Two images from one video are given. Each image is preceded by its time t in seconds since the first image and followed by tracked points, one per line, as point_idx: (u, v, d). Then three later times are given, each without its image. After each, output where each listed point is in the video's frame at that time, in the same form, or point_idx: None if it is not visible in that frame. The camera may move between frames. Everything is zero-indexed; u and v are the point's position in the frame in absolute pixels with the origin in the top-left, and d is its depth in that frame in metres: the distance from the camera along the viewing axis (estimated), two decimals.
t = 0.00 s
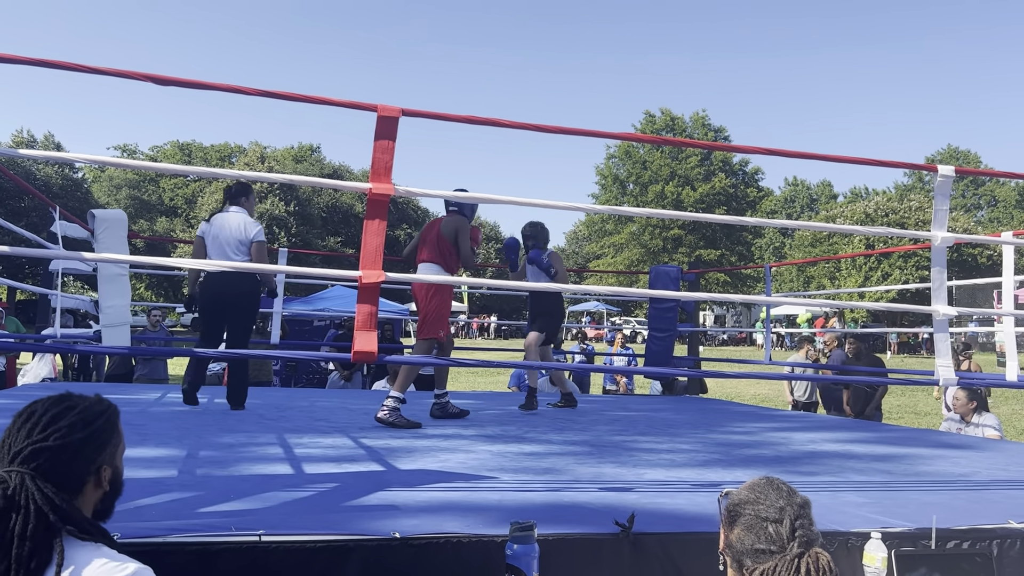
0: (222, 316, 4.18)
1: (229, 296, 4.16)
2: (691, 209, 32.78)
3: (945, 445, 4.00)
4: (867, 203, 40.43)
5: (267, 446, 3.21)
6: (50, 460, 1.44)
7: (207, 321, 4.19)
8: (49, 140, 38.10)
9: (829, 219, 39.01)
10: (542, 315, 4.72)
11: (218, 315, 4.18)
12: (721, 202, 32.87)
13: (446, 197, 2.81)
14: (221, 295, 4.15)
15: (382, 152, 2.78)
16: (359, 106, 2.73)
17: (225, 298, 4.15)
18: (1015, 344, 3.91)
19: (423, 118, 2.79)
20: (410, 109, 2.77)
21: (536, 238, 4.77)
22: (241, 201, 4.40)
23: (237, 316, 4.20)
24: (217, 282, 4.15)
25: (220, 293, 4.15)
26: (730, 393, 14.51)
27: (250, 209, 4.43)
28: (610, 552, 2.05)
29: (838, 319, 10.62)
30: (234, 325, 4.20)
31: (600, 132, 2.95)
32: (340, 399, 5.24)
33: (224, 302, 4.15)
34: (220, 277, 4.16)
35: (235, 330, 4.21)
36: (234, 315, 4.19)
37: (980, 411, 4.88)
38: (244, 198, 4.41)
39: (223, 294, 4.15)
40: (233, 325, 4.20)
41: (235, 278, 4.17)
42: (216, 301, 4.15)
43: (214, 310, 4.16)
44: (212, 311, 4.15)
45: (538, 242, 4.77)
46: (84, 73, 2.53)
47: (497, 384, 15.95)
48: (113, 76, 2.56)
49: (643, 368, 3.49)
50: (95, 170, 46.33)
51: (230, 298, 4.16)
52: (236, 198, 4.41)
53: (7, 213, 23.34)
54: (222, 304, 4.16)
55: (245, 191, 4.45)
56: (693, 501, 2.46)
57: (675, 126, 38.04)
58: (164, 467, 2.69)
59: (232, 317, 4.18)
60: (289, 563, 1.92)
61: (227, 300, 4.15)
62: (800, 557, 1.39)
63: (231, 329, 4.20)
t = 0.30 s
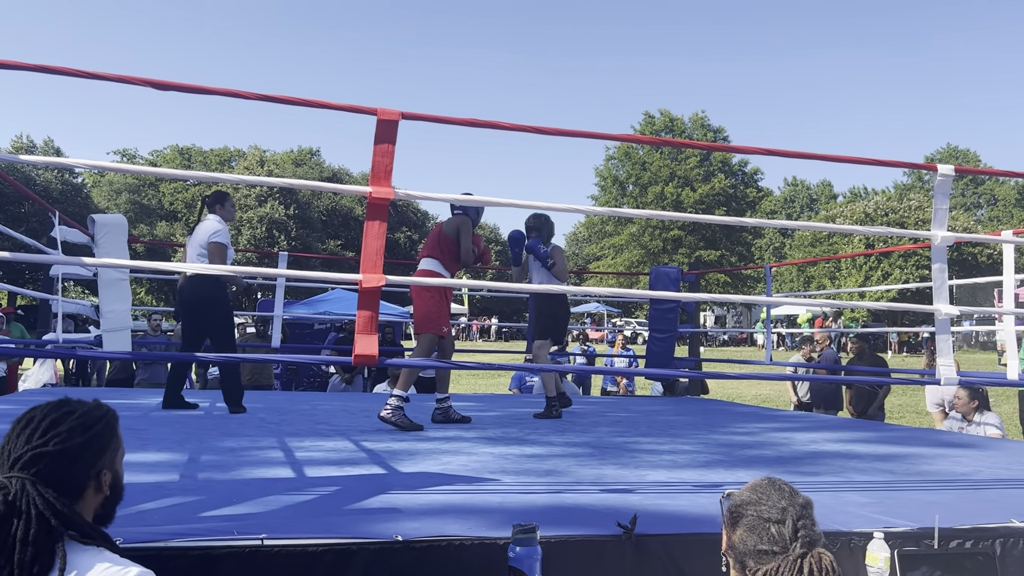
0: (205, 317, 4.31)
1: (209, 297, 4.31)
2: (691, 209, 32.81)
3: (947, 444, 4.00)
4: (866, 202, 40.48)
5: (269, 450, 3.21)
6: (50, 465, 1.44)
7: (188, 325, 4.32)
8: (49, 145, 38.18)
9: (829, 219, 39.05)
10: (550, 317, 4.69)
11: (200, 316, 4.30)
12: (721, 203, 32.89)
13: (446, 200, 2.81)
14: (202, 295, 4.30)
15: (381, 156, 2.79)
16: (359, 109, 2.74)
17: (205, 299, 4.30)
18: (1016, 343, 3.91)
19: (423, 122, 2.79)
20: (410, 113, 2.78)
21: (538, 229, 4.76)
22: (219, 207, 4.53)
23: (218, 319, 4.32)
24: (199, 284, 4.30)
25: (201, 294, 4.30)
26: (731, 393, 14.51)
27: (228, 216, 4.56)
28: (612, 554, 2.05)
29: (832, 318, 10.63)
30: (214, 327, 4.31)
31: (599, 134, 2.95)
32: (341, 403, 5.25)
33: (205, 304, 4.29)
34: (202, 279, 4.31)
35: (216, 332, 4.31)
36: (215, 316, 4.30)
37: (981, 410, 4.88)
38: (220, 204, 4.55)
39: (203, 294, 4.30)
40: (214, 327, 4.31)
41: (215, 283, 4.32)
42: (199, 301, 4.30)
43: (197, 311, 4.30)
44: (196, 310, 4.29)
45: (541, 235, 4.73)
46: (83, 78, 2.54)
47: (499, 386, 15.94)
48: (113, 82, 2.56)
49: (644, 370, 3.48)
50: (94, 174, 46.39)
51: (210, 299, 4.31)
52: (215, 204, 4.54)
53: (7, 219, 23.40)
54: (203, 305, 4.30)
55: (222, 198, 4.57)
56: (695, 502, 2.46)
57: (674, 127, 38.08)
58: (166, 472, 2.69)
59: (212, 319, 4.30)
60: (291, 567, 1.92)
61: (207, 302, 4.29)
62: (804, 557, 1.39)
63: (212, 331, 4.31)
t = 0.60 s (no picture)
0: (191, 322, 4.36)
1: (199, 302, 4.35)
2: (692, 211, 32.80)
3: (952, 444, 3.99)
4: (868, 203, 40.45)
5: (273, 454, 3.21)
6: (54, 471, 1.44)
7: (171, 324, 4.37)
8: (51, 151, 38.28)
9: (830, 219, 39.02)
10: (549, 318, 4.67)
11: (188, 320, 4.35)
12: (722, 204, 32.81)
13: (449, 203, 2.81)
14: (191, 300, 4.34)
15: (384, 160, 2.79)
16: (361, 113, 2.74)
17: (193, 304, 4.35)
18: (1018, 342, 3.90)
19: (425, 125, 2.80)
20: (412, 117, 2.78)
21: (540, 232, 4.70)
22: (214, 210, 4.56)
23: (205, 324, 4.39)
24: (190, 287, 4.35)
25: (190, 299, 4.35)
26: (734, 395, 14.49)
27: (223, 218, 4.59)
28: (617, 557, 2.05)
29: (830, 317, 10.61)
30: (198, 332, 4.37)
31: (600, 136, 2.95)
32: (345, 406, 5.25)
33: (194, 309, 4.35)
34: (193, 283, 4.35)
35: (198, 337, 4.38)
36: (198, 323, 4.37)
37: (986, 410, 4.87)
38: (216, 207, 4.59)
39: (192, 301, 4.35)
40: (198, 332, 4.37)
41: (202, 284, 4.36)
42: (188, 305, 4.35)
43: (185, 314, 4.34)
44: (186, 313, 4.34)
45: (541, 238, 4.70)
46: (85, 84, 2.55)
47: (502, 389, 15.91)
48: (115, 87, 2.57)
49: (647, 372, 3.48)
50: (96, 179, 46.45)
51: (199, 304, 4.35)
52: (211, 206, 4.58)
53: (9, 224, 23.45)
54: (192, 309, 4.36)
55: (218, 200, 4.59)
56: (700, 503, 2.46)
57: (675, 128, 38.08)
58: (170, 477, 2.70)
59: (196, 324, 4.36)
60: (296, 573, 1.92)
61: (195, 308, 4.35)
62: (809, 558, 1.39)
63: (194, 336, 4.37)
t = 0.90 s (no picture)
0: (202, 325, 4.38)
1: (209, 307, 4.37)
2: (694, 212, 32.77)
3: (957, 444, 3.98)
4: (870, 203, 40.39)
5: (276, 458, 3.21)
6: (56, 476, 1.44)
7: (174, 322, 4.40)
8: (53, 157, 38.39)
9: (832, 219, 38.97)
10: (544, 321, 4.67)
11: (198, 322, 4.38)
12: (724, 204, 32.55)
13: (450, 205, 2.81)
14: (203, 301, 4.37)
15: (386, 163, 2.79)
16: (364, 116, 2.75)
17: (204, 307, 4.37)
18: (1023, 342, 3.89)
19: (427, 128, 2.80)
20: (413, 119, 2.78)
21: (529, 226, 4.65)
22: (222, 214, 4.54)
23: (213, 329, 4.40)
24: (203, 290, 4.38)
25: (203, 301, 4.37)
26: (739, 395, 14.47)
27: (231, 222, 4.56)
28: (623, 558, 2.04)
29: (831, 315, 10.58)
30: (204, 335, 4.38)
31: (601, 137, 2.95)
32: (348, 409, 5.25)
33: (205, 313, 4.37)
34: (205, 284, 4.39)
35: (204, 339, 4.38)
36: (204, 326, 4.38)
37: (991, 409, 4.85)
38: (223, 211, 4.56)
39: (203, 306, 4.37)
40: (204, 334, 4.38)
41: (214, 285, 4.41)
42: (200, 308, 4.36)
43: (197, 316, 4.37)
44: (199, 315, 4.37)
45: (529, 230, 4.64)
46: (87, 89, 2.55)
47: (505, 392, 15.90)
48: (117, 92, 2.58)
49: (651, 373, 3.47)
50: (98, 184, 46.55)
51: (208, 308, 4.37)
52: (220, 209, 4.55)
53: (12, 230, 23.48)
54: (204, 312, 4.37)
55: (225, 204, 4.55)
56: (705, 505, 2.45)
57: (676, 129, 38.07)
58: (174, 481, 2.70)
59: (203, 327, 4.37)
60: None
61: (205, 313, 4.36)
62: (815, 558, 1.38)
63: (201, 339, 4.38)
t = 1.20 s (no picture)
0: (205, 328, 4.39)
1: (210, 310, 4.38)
2: (697, 213, 32.74)
3: (962, 444, 3.98)
4: (874, 203, 40.39)
5: (281, 460, 3.22)
6: (63, 477, 1.45)
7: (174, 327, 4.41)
8: (58, 161, 38.54)
9: (836, 220, 38.98)
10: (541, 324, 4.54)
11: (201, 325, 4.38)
12: (728, 206, 32.57)
13: (454, 207, 2.82)
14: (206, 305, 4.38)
15: (389, 165, 2.80)
16: (367, 119, 2.76)
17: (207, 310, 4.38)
18: None
19: (430, 130, 2.81)
20: (416, 121, 2.79)
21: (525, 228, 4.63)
22: (236, 222, 4.58)
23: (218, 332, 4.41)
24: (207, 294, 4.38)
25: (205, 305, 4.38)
26: (743, 397, 14.43)
27: (245, 230, 4.59)
28: (627, 558, 2.04)
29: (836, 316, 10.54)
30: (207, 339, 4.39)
31: (604, 138, 2.96)
32: (352, 412, 5.26)
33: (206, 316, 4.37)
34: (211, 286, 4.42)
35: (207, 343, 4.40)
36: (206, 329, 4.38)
37: (996, 409, 4.84)
38: (238, 219, 4.60)
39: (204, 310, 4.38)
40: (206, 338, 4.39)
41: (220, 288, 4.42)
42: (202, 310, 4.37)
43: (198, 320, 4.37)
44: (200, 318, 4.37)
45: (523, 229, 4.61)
46: (91, 93, 2.57)
47: (509, 394, 15.90)
48: (122, 96, 2.59)
49: (655, 373, 3.47)
50: (102, 189, 46.65)
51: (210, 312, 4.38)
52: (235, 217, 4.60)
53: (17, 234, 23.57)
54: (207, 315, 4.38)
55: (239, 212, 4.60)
56: (710, 505, 2.46)
57: (680, 131, 38.11)
58: (179, 483, 2.71)
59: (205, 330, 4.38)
60: None
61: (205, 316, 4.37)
62: (821, 556, 1.38)
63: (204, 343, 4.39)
